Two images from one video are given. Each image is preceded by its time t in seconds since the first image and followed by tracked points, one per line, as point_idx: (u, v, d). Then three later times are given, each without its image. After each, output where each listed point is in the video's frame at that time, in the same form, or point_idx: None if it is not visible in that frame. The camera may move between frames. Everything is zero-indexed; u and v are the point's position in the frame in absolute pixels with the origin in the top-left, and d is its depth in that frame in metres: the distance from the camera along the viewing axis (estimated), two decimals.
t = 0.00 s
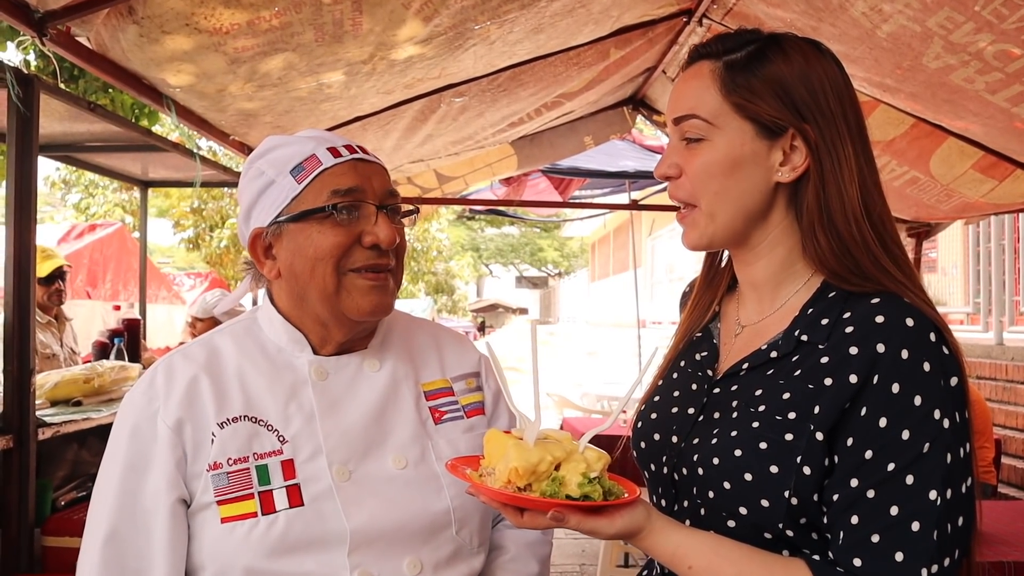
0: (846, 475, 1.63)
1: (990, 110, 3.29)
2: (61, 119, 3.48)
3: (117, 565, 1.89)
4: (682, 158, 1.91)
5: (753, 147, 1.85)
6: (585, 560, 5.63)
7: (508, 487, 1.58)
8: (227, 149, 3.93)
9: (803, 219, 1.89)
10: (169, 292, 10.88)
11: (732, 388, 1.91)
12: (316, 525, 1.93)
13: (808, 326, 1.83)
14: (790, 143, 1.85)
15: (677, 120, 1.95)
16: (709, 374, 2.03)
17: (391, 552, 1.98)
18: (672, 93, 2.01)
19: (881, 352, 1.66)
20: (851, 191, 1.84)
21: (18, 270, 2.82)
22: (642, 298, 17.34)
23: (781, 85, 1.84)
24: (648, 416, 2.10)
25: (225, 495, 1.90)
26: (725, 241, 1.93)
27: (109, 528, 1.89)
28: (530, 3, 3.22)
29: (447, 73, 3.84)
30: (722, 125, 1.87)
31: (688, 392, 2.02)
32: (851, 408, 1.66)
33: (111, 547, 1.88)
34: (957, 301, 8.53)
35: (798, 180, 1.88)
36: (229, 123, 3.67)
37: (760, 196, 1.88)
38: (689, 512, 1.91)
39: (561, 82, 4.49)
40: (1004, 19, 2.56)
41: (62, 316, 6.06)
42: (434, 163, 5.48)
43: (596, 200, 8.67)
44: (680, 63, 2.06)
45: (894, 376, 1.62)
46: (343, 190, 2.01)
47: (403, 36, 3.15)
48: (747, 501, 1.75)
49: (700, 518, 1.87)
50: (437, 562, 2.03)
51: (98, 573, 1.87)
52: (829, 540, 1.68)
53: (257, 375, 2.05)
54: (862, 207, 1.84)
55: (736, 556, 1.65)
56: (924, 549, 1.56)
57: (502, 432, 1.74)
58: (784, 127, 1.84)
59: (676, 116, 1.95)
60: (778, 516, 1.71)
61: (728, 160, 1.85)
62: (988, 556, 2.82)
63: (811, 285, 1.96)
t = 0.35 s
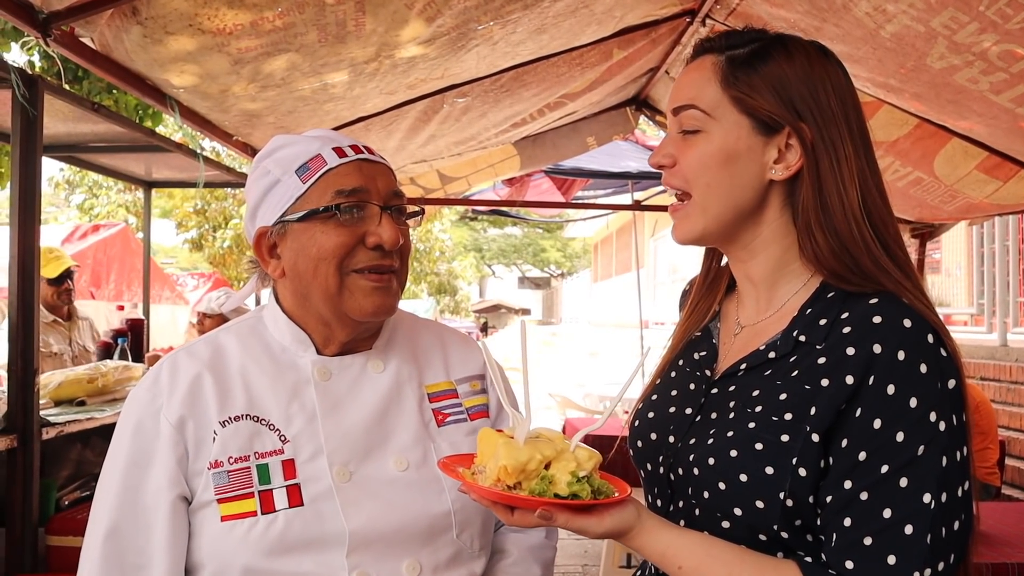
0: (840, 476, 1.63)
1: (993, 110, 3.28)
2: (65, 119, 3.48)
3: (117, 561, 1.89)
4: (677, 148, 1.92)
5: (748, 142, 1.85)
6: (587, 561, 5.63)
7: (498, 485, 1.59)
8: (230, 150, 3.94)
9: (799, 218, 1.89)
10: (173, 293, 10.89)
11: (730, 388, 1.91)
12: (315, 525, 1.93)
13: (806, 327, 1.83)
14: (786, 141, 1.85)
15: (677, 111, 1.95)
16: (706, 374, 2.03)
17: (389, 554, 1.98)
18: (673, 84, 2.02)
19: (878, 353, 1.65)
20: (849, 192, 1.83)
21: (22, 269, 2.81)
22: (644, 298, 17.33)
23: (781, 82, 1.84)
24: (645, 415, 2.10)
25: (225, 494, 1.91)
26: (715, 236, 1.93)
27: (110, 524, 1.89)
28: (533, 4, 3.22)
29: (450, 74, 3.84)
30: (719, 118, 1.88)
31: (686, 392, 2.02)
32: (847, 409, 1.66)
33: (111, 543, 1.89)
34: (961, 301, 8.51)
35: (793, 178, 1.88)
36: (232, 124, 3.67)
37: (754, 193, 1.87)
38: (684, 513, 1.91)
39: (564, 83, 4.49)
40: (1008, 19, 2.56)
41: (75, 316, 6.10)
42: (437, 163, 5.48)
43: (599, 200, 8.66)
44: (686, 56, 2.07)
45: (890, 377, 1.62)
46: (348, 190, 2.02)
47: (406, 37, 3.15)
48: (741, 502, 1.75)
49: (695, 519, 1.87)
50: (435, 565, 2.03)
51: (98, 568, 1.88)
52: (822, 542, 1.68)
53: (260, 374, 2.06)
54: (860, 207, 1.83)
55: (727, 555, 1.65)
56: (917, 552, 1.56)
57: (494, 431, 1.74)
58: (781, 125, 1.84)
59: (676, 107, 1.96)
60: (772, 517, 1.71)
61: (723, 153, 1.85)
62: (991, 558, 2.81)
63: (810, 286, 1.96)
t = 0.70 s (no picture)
0: (835, 472, 1.62)
1: (997, 112, 3.27)
2: (68, 121, 3.49)
3: (123, 561, 1.89)
4: (698, 136, 1.88)
5: (774, 137, 1.86)
6: (590, 562, 5.62)
7: (498, 485, 1.58)
8: (233, 151, 3.95)
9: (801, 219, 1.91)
10: (176, 294, 10.89)
11: (721, 387, 1.91)
12: (322, 522, 1.93)
13: (795, 325, 1.83)
14: (803, 141, 1.88)
15: (698, 96, 1.92)
16: (699, 375, 2.03)
17: (394, 551, 1.98)
18: (689, 72, 2.00)
19: (867, 348, 1.65)
20: (852, 193, 1.88)
21: (25, 271, 2.82)
22: (647, 300, 17.33)
23: (804, 82, 1.88)
24: (639, 416, 2.11)
25: (231, 493, 1.91)
26: (724, 228, 1.90)
27: (115, 524, 1.89)
28: (536, 5, 3.22)
29: (453, 75, 3.84)
30: (748, 108, 1.86)
31: (678, 393, 2.03)
32: (839, 405, 1.65)
33: (118, 543, 1.89)
34: (964, 303, 8.50)
35: (806, 178, 1.90)
36: (235, 125, 3.68)
37: (770, 185, 1.87)
38: (680, 513, 1.90)
39: (567, 84, 4.49)
40: (1011, 20, 2.55)
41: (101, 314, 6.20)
42: (440, 165, 5.48)
43: (601, 201, 8.66)
44: (695, 49, 2.05)
45: (881, 371, 1.62)
46: (361, 188, 2.03)
47: (409, 38, 3.15)
48: (736, 500, 1.75)
49: (690, 519, 1.86)
50: (441, 562, 2.03)
51: (104, 569, 1.88)
52: (820, 538, 1.67)
53: (263, 372, 2.06)
54: (859, 209, 1.88)
55: (726, 553, 1.65)
56: (915, 545, 1.55)
57: (492, 432, 1.73)
58: (805, 123, 1.86)
59: (697, 93, 1.93)
60: (768, 514, 1.70)
61: (750, 144, 1.84)
62: (993, 559, 2.80)
63: (799, 283, 1.96)
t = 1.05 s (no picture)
0: (837, 464, 1.63)
1: (994, 113, 3.28)
2: (64, 120, 3.48)
3: (135, 560, 1.88)
4: (699, 156, 1.88)
5: (767, 148, 1.87)
6: (587, 563, 5.61)
7: (496, 485, 1.56)
8: (230, 151, 3.94)
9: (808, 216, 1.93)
10: (174, 294, 10.88)
11: (729, 382, 1.91)
12: (332, 519, 1.93)
13: (804, 320, 1.83)
14: (794, 147, 1.91)
15: (690, 118, 1.92)
16: (706, 372, 2.05)
17: (403, 548, 1.98)
18: (675, 92, 2.00)
19: (874, 344, 1.65)
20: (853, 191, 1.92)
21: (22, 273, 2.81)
22: (644, 300, 17.34)
23: (786, 90, 1.90)
24: (648, 410, 2.11)
25: (242, 490, 1.90)
26: (734, 245, 1.92)
27: (127, 522, 1.88)
28: (534, 5, 3.22)
29: (450, 76, 3.84)
30: (740, 123, 1.87)
31: (686, 388, 2.04)
32: (844, 399, 1.65)
33: (130, 540, 1.88)
34: (960, 304, 8.52)
35: (801, 181, 1.93)
36: (233, 125, 3.68)
37: (772, 194, 1.89)
38: (683, 505, 1.89)
39: (565, 85, 4.49)
40: (1008, 22, 2.56)
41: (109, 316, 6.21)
42: (437, 165, 5.48)
43: (599, 202, 8.66)
44: (676, 69, 2.05)
45: (887, 366, 1.62)
46: (364, 187, 2.03)
47: (407, 38, 3.14)
48: (740, 490, 1.75)
49: (693, 509, 1.86)
50: (449, 559, 2.04)
51: (116, 567, 1.86)
52: (818, 532, 1.67)
53: (273, 371, 2.06)
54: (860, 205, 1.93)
55: (722, 552, 1.64)
56: (912, 539, 1.56)
57: (487, 432, 1.73)
58: (793, 130, 1.89)
59: (688, 114, 1.93)
60: (770, 505, 1.71)
61: (749, 158, 1.86)
62: (990, 560, 2.80)
63: (807, 282, 1.95)
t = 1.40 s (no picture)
0: (841, 465, 1.64)
1: (992, 113, 3.28)
2: (62, 119, 3.47)
3: (166, 542, 1.94)
4: (679, 138, 1.91)
5: (750, 130, 1.89)
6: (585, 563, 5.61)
7: (509, 497, 1.55)
8: (229, 150, 3.94)
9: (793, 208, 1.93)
10: (171, 294, 10.85)
11: (723, 387, 1.91)
12: (357, 510, 1.97)
13: (797, 321, 1.84)
14: (781, 133, 1.91)
15: (674, 103, 1.96)
16: (696, 376, 2.03)
17: (426, 540, 2.02)
18: (664, 85, 2.04)
19: (872, 343, 1.66)
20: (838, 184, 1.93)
21: (19, 273, 2.81)
22: (642, 300, 17.33)
23: (774, 80, 1.91)
24: (637, 418, 2.08)
25: (271, 478, 1.95)
26: (713, 226, 1.92)
27: (159, 506, 1.94)
28: (533, 5, 3.22)
29: (449, 75, 3.83)
30: (721, 105, 1.90)
31: (677, 394, 2.02)
32: (844, 400, 1.66)
33: (161, 523, 1.94)
34: (958, 304, 8.53)
35: (789, 166, 1.93)
36: (231, 124, 3.67)
37: (756, 176, 1.89)
38: (685, 513, 1.88)
39: (563, 84, 4.49)
40: (1007, 22, 2.56)
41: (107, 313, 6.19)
42: (436, 164, 5.48)
43: (597, 202, 8.65)
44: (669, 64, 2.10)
45: (885, 365, 1.63)
46: (377, 188, 2.06)
47: (406, 38, 3.14)
48: (747, 497, 1.74)
49: (696, 518, 1.85)
50: (469, 553, 2.08)
51: (148, 550, 1.92)
52: (824, 532, 1.68)
53: (303, 365, 2.09)
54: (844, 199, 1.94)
55: (735, 555, 1.63)
56: (918, 534, 1.56)
57: (497, 442, 1.72)
58: (778, 115, 1.90)
59: (673, 101, 1.97)
60: (778, 510, 1.71)
61: (730, 138, 1.87)
62: (988, 560, 2.80)
63: (795, 280, 1.97)
